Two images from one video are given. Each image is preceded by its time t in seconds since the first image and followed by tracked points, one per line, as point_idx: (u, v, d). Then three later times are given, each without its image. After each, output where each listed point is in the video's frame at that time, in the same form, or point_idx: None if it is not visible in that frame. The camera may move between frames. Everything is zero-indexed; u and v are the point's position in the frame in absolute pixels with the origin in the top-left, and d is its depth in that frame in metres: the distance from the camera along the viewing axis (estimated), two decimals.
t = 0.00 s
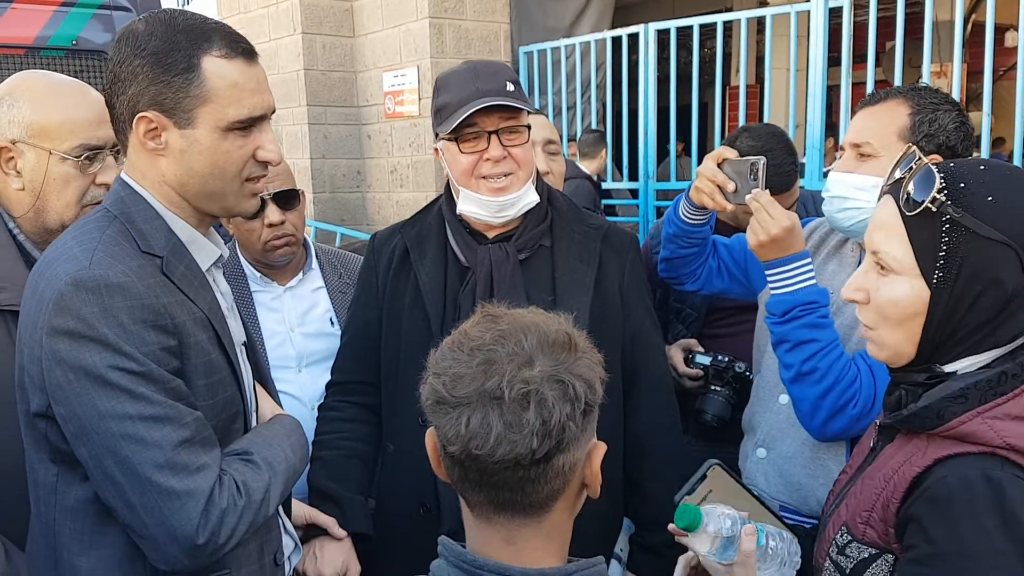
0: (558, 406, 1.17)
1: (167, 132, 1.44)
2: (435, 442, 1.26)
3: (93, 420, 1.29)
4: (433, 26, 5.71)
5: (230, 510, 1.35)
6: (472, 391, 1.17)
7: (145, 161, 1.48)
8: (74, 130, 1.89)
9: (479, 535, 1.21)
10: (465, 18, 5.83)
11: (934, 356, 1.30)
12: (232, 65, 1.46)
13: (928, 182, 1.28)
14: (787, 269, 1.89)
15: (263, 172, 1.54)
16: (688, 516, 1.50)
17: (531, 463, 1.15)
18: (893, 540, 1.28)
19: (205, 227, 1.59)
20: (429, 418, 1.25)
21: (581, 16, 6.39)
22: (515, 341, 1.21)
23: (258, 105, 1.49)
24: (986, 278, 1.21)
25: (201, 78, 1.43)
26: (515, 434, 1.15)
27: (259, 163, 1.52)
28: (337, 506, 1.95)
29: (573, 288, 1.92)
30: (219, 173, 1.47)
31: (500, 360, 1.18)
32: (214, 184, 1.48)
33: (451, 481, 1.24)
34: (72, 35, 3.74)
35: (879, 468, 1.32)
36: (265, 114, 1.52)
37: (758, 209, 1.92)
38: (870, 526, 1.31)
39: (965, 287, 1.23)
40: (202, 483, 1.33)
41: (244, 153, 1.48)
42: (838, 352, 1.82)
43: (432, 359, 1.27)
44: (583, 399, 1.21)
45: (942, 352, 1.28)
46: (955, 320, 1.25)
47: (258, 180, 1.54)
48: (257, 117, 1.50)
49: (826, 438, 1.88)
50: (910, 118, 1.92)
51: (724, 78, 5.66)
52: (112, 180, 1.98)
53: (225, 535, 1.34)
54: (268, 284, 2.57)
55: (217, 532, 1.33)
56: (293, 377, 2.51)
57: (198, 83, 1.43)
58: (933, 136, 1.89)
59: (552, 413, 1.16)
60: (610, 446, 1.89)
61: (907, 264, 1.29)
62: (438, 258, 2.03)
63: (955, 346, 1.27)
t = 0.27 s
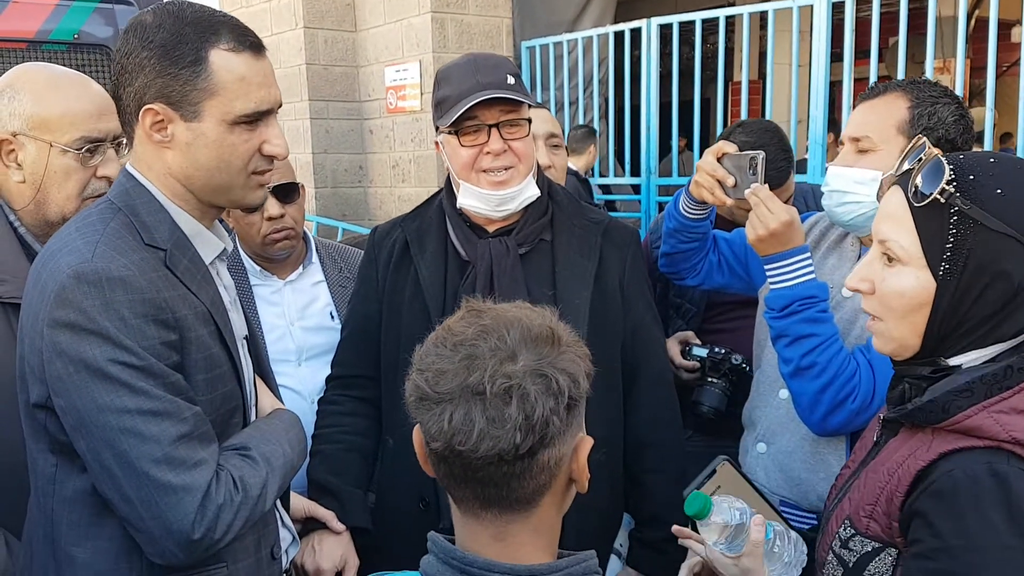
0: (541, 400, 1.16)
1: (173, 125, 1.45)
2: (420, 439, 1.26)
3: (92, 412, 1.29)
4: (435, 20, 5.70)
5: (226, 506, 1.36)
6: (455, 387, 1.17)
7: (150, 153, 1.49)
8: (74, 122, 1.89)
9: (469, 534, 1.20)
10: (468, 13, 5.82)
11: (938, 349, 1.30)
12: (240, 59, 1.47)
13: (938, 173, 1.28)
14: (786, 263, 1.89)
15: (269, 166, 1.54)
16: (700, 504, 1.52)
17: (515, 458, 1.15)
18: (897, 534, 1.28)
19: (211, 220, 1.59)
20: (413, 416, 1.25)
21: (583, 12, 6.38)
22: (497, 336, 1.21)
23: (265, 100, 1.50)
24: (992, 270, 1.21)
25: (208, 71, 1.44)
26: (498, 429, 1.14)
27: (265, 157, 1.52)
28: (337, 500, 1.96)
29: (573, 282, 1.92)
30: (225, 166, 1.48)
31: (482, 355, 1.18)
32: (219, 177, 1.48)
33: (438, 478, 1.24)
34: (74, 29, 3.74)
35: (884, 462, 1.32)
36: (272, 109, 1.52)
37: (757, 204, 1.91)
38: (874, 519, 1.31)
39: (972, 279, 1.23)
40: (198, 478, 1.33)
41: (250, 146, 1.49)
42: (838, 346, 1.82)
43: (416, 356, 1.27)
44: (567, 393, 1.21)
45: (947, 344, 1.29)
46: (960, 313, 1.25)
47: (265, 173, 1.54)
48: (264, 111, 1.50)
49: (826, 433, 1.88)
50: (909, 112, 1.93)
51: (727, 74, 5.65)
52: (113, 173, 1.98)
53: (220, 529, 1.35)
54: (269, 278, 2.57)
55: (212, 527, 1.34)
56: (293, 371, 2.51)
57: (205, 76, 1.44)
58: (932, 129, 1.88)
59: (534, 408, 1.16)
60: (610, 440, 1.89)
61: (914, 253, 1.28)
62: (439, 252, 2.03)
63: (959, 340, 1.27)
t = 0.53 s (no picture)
0: (543, 395, 1.17)
1: (180, 122, 1.46)
2: (422, 436, 1.27)
3: (97, 407, 1.30)
4: (438, 18, 5.70)
5: (231, 500, 1.37)
6: (458, 383, 1.17)
7: (157, 150, 1.49)
8: (78, 118, 1.90)
9: (473, 529, 1.21)
10: (471, 10, 5.82)
11: (947, 334, 1.32)
12: (246, 57, 1.47)
13: (972, 159, 1.30)
14: (786, 262, 1.89)
15: (274, 164, 1.55)
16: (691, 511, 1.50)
17: (519, 453, 1.15)
18: (900, 523, 1.28)
19: (215, 217, 1.60)
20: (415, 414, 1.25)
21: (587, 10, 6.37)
22: (498, 332, 1.21)
23: (271, 98, 1.50)
24: (1010, 257, 1.23)
25: (215, 69, 1.44)
26: (501, 424, 1.15)
27: (270, 155, 1.53)
28: (340, 496, 1.96)
29: (576, 279, 1.92)
30: (230, 164, 1.48)
31: (485, 351, 1.19)
32: (225, 174, 1.49)
33: (440, 475, 1.24)
34: (78, 26, 3.74)
35: (888, 451, 1.32)
36: (278, 107, 1.53)
37: (758, 202, 1.92)
38: (877, 508, 1.31)
39: (988, 263, 1.25)
40: (203, 472, 1.34)
41: (255, 144, 1.49)
42: (840, 344, 1.82)
43: (416, 353, 1.27)
44: (570, 389, 1.21)
45: (956, 330, 1.30)
46: (972, 297, 1.27)
47: (270, 171, 1.55)
48: (270, 109, 1.51)
49: (828, 430, 1.89)
50: (912, 108, 1.93)
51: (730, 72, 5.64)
52: (117, 169, 1.99)
53: (226, 522, 1.36)
54: (272, 274, 2.58)
55: (218, 520, 1.35)
56: (296, 367, 2.51)
57: (212, 74, 1.44)
58: (934, 126, 1.90)
59: (537, 404, 1.16)
60: (613, 436, 1.90)
61: (936, 229, 1.30)
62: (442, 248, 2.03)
63: (965, 327, 1.29)
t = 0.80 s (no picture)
0: (555, 392, 1.17)
1: (182, 120, 1.46)
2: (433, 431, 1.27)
3: (104, 404, 1.30)
4: (442, 16, 5.70)
5: (240, 495, 1.38)
6: (470, 378, 1.18)
7: (159, 149, 1.50)
8: (83, 117, 1.91)
9: (482, 526, 1.21)
10: (475, 9, 5.82)
11: (965, 329, 1.33)
12: (248, 55, 1.48)
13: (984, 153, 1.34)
14: (789, 260, 1.89)
15: (276, 163, 1.55)
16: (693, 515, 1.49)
17: (529, 450, 1.16)
18: (913, 527, 1.29)
19: (217, 215, 1.61)
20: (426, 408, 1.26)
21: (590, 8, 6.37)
22: (511, 327, 1.22)
23: (273, 97, 1.51)
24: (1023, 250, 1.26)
25: (217, 68, 1.45)
26: (512, 421, 1.15)
27: (272, 154, 1.53)
28: (346, 494, 1.96)
29: (581, 277, 1.92)
30: (233, 162, 1.49)
31: (498, 346, 1.19)
32: (228, 172, 1.50)
33: (451, 470, 1.25)
34: (82, 25, 3.75)
35: (904, 455, 1.33)
36: (280, 106, 1.53)
37: (762, 199, 1.92)
38: (889, 512, 1.32)
39: (1002, 256, 1.27)
40: (212, 468, 1.35)
41: (257, 143, 1.50)
42: (844, 342, 1.82)
43: (429, 348, 1.27)
44: (580, 387, 1.21)
45: (975, 324, 1.31)
46: (989, 289, 1.29)
47: (272, 170, 1.55)
48: (272, 108, 1.51)
49: (833, 428, 1.88)
50: (917, 106, 1.93)
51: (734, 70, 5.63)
52: (122, 168, 1.99)
53: (236, 517, 1.37)
54: (276, 273, 2.59)
55: (228, 514, 1.35)
56: (300, 365, 2.51)
57: (213, 73, 1.45)
58: (939, 124, 1.90)
59: (548, 401, 1.16)
60: (619, 435, 1.90)
61: (952, 224, 1.33)
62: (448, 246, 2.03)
63: (981, 323, 1.31)
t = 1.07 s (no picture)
0: (568, 389, 1.16)
1: (190, 117, 1.46)
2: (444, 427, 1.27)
3: (114, 399, 1.30)
4: (446, 14, 5.69)
5: (249, 490, 1.37)
6: (482, 375, 1.17)
7: (167, 146, 1.49)
8: (88, 116, 1.91)
9: (493, 523, 1.21)
10: (479, 6, 5.80)
11: (978, 325, 1.32)
12: (256, 53, 1.48)
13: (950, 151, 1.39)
14: (796, 258, 1.88)
15: (283, 160, 1.55)
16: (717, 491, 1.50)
17: (542, 447, 1.15)
18: (928, 527, 1.28)
19: (224, 212, 1.60)
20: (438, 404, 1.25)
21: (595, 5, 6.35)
22: (524, 324, 1.21)
23: (281, 94, 1.50)
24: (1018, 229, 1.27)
25: (225, 65, 1.45)
26: (525, 417, 1.15)
27: (279, 150, 1.53)
28: (352, 492, 1.96)
29: (588, 275, 1.92)
30: (240, 158, 1.48)
31: (511, 343, 1.18)
32: (236, 169, 1.49)
33: (462, 466, 1.25)
34: (87, 23, 3.75)
35: (920, 455, 1.32)
36: (287, 103, 1.53)
37: (769, 197, 1.90)
38: (905, 511, 1.31)
39: (1000, 241, 1.28)
40: (221, 463, 1.34)
41: (265, 140, 1.49)
42: (852, 340, 1.81)
43: (442, 344, 1.27)
44: (593, 385, 1.20)
45: (987, 317, 1.31)
46: (994, 277, 1.29)
47: (279, 167, 1.55)
48: (279, 106, 1.51)
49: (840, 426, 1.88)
50: (923, 103, 1.92)
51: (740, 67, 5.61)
52: (127, 166, 1.99)
53: (245, 512, 1.36)
54: (281, 271, 2.58)
55: (238, 508, 1.35)
56: (306, 363, 2.52)
57: (222, 70, 1.44)
58: (946, 121, 1.88)
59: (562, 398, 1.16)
60: (627, 432, 1.89)
61: (939, 225, 1.34)
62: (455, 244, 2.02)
63: (998, 308, 1.29)
